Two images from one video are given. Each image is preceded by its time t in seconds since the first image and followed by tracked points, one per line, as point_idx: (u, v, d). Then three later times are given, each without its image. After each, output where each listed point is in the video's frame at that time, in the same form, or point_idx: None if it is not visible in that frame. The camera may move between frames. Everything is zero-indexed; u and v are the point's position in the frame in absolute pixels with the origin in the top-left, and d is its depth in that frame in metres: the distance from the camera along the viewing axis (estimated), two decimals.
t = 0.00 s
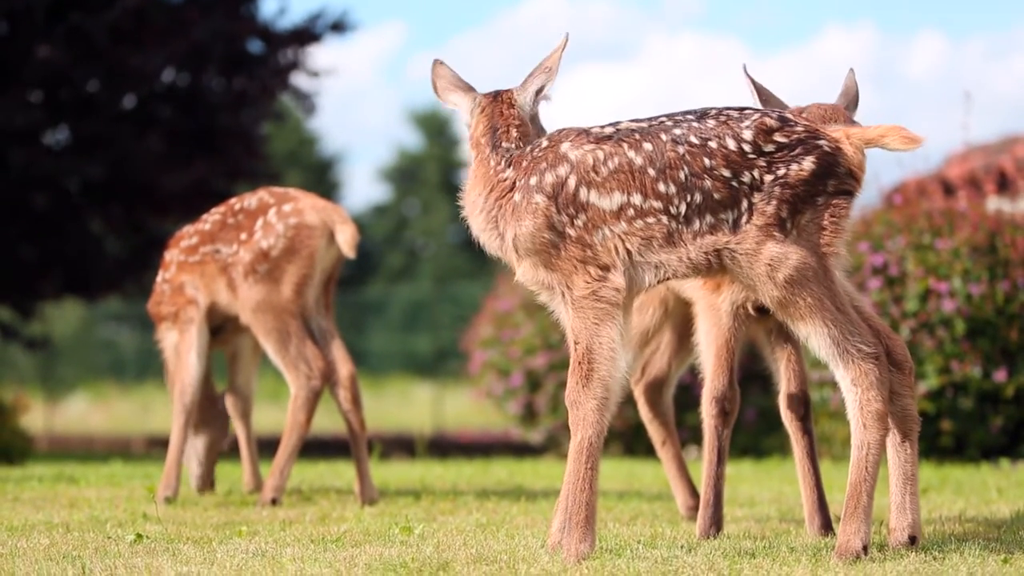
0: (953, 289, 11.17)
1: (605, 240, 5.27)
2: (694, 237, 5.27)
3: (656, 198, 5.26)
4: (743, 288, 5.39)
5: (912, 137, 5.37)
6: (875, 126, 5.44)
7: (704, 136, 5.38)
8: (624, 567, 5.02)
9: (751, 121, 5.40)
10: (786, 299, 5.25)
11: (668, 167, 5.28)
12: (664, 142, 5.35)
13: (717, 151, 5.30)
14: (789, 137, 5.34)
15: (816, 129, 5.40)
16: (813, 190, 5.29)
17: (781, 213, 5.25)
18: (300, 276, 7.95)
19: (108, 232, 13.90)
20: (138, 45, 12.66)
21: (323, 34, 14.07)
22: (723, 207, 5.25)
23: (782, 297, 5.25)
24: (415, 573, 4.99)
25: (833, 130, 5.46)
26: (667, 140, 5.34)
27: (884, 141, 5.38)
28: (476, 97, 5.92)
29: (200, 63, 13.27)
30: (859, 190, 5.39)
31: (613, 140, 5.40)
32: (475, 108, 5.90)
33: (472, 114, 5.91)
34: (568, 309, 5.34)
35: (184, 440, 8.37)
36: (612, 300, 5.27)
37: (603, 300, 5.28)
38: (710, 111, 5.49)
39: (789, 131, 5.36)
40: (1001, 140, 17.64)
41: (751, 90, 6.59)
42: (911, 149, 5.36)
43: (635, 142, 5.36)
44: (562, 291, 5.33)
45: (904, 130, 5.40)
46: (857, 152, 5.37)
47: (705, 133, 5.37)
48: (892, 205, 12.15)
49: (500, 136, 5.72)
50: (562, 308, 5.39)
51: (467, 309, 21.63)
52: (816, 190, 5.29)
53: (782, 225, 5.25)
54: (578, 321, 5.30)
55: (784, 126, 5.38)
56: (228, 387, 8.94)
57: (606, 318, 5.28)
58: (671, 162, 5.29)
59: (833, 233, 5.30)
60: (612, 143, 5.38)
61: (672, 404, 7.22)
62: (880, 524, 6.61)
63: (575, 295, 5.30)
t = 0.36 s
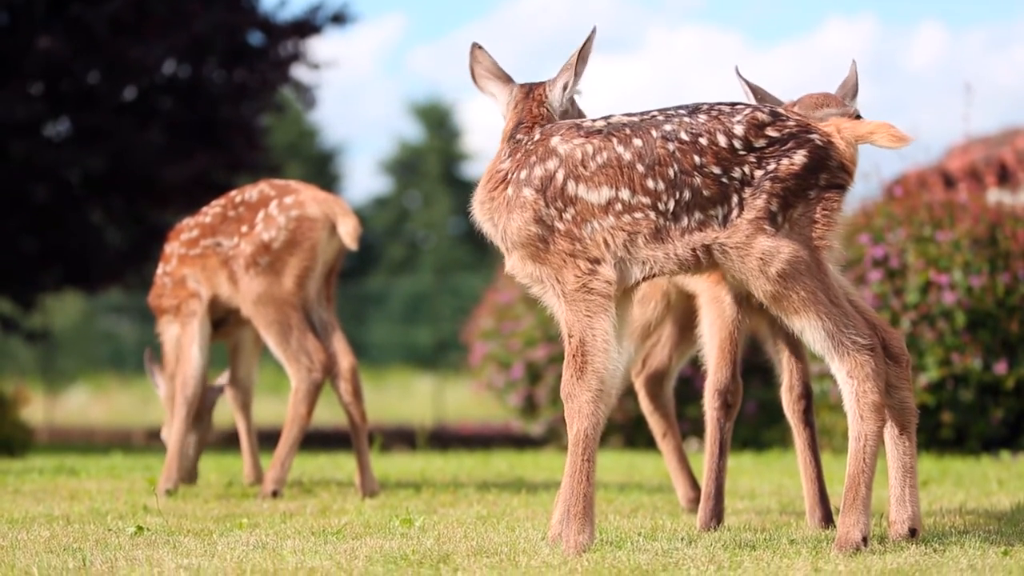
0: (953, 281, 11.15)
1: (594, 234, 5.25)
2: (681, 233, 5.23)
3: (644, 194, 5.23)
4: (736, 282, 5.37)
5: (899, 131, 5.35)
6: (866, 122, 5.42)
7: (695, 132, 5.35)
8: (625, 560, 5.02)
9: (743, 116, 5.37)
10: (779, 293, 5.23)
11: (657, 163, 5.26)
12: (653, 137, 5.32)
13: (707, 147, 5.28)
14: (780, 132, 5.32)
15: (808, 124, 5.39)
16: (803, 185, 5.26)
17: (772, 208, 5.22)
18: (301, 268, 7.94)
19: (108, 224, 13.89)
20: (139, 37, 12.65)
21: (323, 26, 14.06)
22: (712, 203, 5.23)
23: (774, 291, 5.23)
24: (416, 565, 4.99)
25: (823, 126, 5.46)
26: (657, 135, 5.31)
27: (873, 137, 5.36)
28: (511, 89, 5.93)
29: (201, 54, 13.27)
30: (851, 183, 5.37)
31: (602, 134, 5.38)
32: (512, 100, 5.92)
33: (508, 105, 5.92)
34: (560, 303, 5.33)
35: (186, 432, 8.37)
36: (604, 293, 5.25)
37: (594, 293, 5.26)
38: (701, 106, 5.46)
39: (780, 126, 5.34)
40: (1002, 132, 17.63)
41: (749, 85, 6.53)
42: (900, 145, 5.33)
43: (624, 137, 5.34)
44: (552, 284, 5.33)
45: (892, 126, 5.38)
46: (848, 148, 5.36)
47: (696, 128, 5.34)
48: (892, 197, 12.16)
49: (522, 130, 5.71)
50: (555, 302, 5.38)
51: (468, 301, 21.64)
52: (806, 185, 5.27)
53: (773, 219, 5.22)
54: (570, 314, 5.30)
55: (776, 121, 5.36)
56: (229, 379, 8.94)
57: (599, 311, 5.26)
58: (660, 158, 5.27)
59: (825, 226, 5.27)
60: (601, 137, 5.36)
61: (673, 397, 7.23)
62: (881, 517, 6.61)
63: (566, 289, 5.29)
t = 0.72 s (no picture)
0: (953, 274, 11.14)
1: (580, 224, 5.23)
2: (668, 226, 5.20)
3: (631, 186, 5.20)
4: (725, 275, 5.35)
5: (887, 125, 5.39)
6: (853, 115, 5.48)
7: (684, 124, 5.31)
8: (624, 552, 5.02)
9: (733, 109, 5.34)
10: (771, 286, 5.20)
11: (644, 156, 5.22)
12: (641, 129, 5.28)
13: (695, 140, 5.24)
14: (769, 126, 5.29)
15: (797, 119, 5.37)
16: (792, 179, 5.23)
17: (761, 201, 5.18)
18: (299, 260, 7.94)
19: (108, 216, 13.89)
20: (139, 28, 12.64)
21: (323, 18, 14.06)
22: (700, 196, 5.19)
23: (765, 285, 5.20)
24: (415, 557, 4.99)
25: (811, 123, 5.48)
26: (644, 128, 5.27)
27: (859, 130, 5.40)
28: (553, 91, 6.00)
29: (201, 46, 13.28)
30: (840, 176, 5.36)
31: (589, 125, 5.35)
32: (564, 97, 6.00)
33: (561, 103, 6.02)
34: (550, 294, 5.32)
35: (188, 424, 8.38)
36: (592, 283, 5.23)
37: (582, 284, 5.24)
38: (690, 97, 5.42)
39: (769, 120, 5.32)
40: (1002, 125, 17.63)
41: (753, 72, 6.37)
42: (886, 138, 5.37)
43: (611, 128, 5.30)
44: (541, 273, 5.32)
45: (878, 119, 5.44)
46: (836, 143, 5.40)
47: (685, 120, 5.30)
48: (892, 190, 12.16)
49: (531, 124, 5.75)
50: (546, 293, 5.37)
51: (468, 293, 21.64)
52: (795, 179, 5.23)
53: (762, 213, 5.19)
54: (559, 303, 5.29)
55: (766, 115, 5.34)
56: (230, 370, 8.95)
57: (588, 300, 5.24)
58: (647, 150, 5.23)
59: (814, 219, 5.26)
60: (588, 128, 5.33)
61: (674, 389, 7.23)
62: (880, 509, 6.61)
63: (555, 279, 5.28)
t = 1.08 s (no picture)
0: (953, 271, 11.14)
1: (571, 221, 5.23)
2: (661, 225, 5.19)
3: (623, 185, 5.20)
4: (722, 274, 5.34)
5: (876, 111, 5.33)
6: (843, 106, 5.42)
7: (678, 124, 5.30)
8: (624, 548, 5.02)
9: (729, 110, 5.33)
10: (768, 285, 5.20)
11: (637, 156, 5.22)
12: (636, 128, 5.27)
13: (690, 140, 5.23)
14: (766, 126, 5.27)
15: (794, 119, 5.35)
16: (788, 179, 5.22)
17: (755, 201, 5.18)
18: (299, 257, 7.94)
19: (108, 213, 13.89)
20: (139, 25, 12.62)
21: (323, 14, 14.06)
22: (694, 196, 5.19)
23: (761, 285, 5.20)
24: (415, 553, 4.99)
25: (803, 119, 5.45)
26: (637, 128, 5.26)
27: (849, 120, 5.35)
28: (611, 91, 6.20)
29: (202, 43, 13.28)
30: (836, 175, 5.35)
31: (582, 123, 5.35)
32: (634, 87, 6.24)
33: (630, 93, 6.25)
34: (544, 291, 5.33)
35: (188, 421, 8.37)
36: (582, 279, 5.23)
37: (573, 281, 5.24)
38: (687, 97, 5.41)
39: (766, 120, 5.29)
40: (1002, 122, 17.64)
41: (749, 70, 6.55)
42: (876, 124, 5.31)
43: (604, 127, 5.31)
44: (534, 270, 5.34)
45: (868, 106, 5.37)
46: (831, 141, 5.36)
47: (680, 120, 5.29)
48: (892, 186, 12.17)
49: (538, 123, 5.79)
50: (542, 290, 5.39)
51: (468, 290, 21.64)
52: (790, 180, 5.22)
53: (758, 213, 5.18)
54: (552, 299, 5.30)
55: (762, 115, 5.31)
56: (230, 365, 8.93)
57: (580, 296, 5.23)
58: (640, 150, 5.22)
59: (811, 218, 5.25)
60: (581, 127, 5.34)
61: (674, 385, 7.23)
62: (881, 505, 6.61)
63: (547, 277, 5.29)
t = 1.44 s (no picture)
0: (952, 264, 11.13)
1: (565, 213, 5.22)
2: (656, 217, 5.18)
3: (617, 177, 5.18)
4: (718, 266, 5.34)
5: (874, 106, 5.32)
6: (840, 101, 5.41)
7: (674, 116, 5.28)
8: (622, 540, 5.02)
9: (724, 102, 5.31)
10: (764, 277, 5.19)
11: (631, 148, 5.20)
12: (631, 120, 5.26)
13: (685, 133, 5.21)
14: (762, 119, 5.27)
15: (789, 112, 5.35)
16: (784, 172, 5.21)
17: (751, 194, 5.18)
18: (296, 249, 7.93)
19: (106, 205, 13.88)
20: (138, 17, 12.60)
21: (323, 6, 14.04)
22: (689, 188, 5.18)
23: (757, 277, 5.20)
24: (413, 545, 4.99)
25: (799, 113, 5.45)
26: (631, 120, 5.25)
27: (846, 113, 5.34)
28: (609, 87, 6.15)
29: (200, 35, 13.26)
30: (831, 167, 5.35)
31: (577, 116, 5.34)
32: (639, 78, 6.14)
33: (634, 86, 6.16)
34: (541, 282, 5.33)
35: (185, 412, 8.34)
36: (578, 270, 5.22)
37: (569, 272, 5.23)
38: (682, 89, 5.40)
39: (761, 114, 5.29)
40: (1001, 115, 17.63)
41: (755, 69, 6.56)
42: (873, 119, 5.30)
43: (598, 119, 5.29)
44: (531, 262, 5.34)
45: (865, 101, 5.36)
46: (826, 133, 5.36)
47: (675, 112, 5.27)
48: (891, 180, 12.17)
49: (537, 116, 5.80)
50: (538, 281, 5.38)
51: (467, 282, 21.63)
52: (786, 173, 5.22)
53: (754, 205, 5.18)
54: (548, 290, 5.29)
55: (758, 108, 5.30)
56: (225, 358, 8.93)
57: (575, 287, 5.22)
58: (634, 142, 5.21)
59: (806, 210, 5.24)
60: (576, 119, 5.33)
61: (673, 377, 7.22)
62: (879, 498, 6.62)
63: (543, 268, 5.29)
